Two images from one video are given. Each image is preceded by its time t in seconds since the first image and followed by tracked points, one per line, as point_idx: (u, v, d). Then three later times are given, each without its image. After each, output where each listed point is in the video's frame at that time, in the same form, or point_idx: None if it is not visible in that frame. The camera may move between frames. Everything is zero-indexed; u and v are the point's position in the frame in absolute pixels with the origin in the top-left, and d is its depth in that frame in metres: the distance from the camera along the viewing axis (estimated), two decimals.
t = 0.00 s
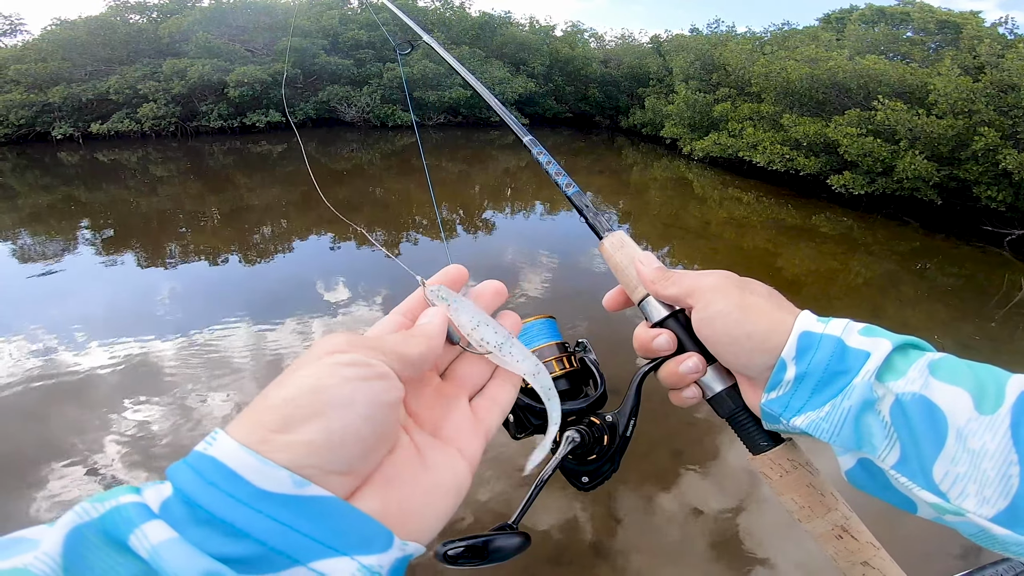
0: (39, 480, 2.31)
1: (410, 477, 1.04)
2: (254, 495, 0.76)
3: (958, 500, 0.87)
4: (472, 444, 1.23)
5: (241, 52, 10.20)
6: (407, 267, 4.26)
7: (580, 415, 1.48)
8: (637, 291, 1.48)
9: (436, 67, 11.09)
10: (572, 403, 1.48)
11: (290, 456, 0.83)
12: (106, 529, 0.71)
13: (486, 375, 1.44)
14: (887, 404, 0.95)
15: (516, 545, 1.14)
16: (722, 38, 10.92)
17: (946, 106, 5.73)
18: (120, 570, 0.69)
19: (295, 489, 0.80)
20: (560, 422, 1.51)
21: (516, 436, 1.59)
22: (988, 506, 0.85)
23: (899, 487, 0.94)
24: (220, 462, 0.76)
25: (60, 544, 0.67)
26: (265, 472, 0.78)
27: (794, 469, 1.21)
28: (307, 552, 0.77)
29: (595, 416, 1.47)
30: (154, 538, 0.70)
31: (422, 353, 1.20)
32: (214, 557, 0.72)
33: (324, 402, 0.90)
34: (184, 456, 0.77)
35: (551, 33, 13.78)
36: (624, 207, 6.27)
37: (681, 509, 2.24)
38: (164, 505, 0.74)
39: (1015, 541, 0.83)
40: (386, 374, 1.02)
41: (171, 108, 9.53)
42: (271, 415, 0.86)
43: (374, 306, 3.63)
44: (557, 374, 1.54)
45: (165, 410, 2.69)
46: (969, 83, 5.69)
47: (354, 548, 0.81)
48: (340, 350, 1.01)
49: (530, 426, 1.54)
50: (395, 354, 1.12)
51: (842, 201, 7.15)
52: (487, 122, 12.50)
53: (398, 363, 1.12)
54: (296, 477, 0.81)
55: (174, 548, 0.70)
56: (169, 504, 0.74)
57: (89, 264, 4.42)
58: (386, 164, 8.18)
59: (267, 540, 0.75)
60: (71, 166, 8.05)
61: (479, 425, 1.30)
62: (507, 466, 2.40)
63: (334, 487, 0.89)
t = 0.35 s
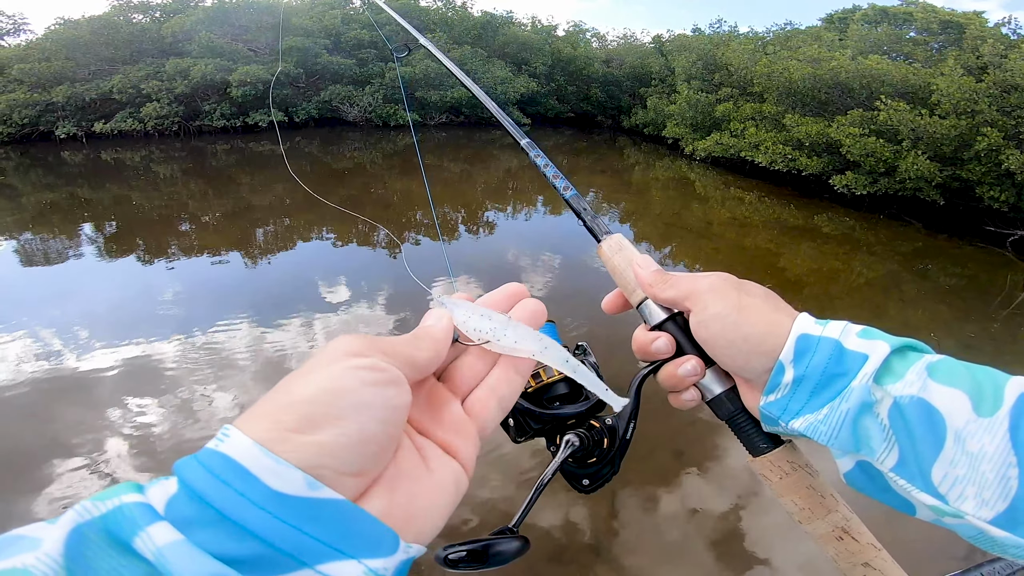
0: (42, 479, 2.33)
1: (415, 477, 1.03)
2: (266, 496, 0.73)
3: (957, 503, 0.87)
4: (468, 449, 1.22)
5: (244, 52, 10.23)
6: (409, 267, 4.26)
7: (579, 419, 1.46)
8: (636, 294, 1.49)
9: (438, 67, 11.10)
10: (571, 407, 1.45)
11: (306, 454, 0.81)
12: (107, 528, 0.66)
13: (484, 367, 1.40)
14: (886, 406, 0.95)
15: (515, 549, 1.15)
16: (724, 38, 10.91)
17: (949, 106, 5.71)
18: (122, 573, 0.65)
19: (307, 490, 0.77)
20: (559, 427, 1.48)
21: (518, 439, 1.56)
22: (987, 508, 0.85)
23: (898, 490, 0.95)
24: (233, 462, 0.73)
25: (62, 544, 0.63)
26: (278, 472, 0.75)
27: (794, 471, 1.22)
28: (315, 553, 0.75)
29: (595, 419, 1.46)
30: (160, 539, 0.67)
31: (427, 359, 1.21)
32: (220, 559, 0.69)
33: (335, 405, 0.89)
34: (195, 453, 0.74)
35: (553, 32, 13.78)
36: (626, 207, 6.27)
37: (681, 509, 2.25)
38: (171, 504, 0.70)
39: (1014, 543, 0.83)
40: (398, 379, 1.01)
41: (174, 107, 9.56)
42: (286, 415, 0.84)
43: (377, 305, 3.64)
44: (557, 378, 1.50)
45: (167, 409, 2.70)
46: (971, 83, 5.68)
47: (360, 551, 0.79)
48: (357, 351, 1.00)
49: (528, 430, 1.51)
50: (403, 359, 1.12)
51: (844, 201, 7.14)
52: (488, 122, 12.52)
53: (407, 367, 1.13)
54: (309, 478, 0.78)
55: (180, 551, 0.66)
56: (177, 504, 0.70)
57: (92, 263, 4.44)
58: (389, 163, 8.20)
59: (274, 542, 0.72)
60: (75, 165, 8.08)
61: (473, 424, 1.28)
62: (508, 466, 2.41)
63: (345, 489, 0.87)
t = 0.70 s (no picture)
0: (41, 478, 2.33)
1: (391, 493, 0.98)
2: (283, 506, 0.66)
3: (960, 505, 0.87)
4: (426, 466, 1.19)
5: (245, 51, 10.23)
6: (409, 266, 4.27)
7: (579, 421, 1.44)
8: (637, 296, 1.49)
9: (438, 67, 11.12)
10: (573, 409, 1.44)
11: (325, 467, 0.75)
12: (112, 535, 0.59)
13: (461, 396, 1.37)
14: (888, 410, 0.95)
15: (517, 551, 1.14)
16: (725, 39, 10.92)
17: (949, 107, 5.72)
18: None
19: (327, 506, 0.70)
20: (559, 429, 1.46)
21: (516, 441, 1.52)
22: (989, 511, 0.85)
23: (900, 492, 0.93)
24: (253, 468, 0.66)
25: (61, 551, 0.56)
26: (303, 488, 0.68)
27: (796, 474, 1.22)
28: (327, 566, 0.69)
29: (594, 421, 1.46)
30: (178, 554, 0.60)
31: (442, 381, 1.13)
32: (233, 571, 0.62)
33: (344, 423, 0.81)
34: (203, 448, 0.66)
35: (554, 33, 13.79)
36: (627, 207, 6.27)
37: (682, 510, 2.25)
38: (181, 510, 0.62)
39: (1016, 546, 0.83)
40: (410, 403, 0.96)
41: (175, 107, 9.57)
42: (311, 424, 0.76)
43: (378, 306, 3.64)
44: (557, 381, 1.47)
45: (166, 408, 2.70)
46: (972, 84, 5.69)
47: (368, 562, 0.74)
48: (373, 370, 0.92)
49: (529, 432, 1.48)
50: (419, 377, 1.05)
51: (845, 202, 7.15)
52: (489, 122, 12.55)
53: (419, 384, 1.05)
54: (328, 494, 0.71)
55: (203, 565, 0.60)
56: (187, 507, 0.62)
57: (93, 262, 4.44)
58: (389, 163, 8.21)
59: (286, 551, 0.66)
60: (76, 164, 8.09)
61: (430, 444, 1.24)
62: (510, 467, 2.41)
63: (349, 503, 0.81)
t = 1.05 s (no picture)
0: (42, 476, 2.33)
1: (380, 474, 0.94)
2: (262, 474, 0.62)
3: (951, 507, 0.87)
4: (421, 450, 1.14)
5: (246, 49, 10.22)
6: (409, 265, 4.25)
7: (574, 424, 1.45)
8: (630, 299, 1.50)
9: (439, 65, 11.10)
10: (567, 413, 1.44)
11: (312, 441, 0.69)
12: (85, 509, 0.55)
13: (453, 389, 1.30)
14: (879, 411, 0.95)
15: (511, 556, 1.15)
16: (727, 37, 10.89)
17: (951, 107, 5.70)
18: (99, 562, 0.55)
19: (308, 478, 0.66)
20: (554, 433, 1.46)
21: (513, 446, 1.54)
22: (980, 514, 0.85)
23: (891, 494, 0.93)
24: (234, 438, 0.61)
25: (32, 527, 0.53)
26: (282, 459, 0.64)
27: (788, 475, 1.23)
28: (306, 540, 0.66)
29: (588, 424, 1.46)
30: (147, 527, 0.56)
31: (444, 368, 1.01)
32: (209, 544, 0.59)
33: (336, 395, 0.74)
34: (185, 423, 0.61)
35: (555, 31, 13.76)
36: (628, 206, 6.25)
37: (681, 509, 2.24)
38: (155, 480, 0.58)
39: (1009, 548, 0.82)
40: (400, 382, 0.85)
41: (176, 104, 9.57)
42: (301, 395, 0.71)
43: (377, 303, 3.63)
44: (552, 384, 1.49)
45: (168, 406, 2.70)
46: (974, 84, 5.66)
47: (351, 537, 0.70)
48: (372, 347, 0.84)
49: (525, 436, 1.49)
50: (416, 363, 0.93)
51: (846, 201, 7.13)
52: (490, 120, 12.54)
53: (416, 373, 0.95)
54: (311, 466, 0.67)
55: (173, 539, 0.56)
56: (162, 478, 0.58)
57: (94, 259, 4.44)
58: (390, 161, 8.20)
59: (268, 525, 0.63)
60: (77, 162, 8.09)
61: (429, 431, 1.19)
62: (509, 466, 2.41)
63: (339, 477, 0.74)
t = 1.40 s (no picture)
0: (46, 471, 2.34)
1: (422, 472, 0.96)
2: (297, 480, 0.63)
3: (947, 501, 0.86)
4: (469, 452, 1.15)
5: (251, 46, 10.22)
6: (412, 261, 4.25)
7: (571, 419, 1.42)
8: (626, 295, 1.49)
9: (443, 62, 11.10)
10: (564, 408, 1.42)
11: (345, 442, 0.72)
12: (129, 522, 0.58)
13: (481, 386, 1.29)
14: (876, 405, 0.94)
15: (511, 551, 1.15)
16: (731, 35, 10.85)
17: (958, 105, 5.67)
18: (144, 572, 0.56)
19: (344, 480, 0.68)
20: (551, 428, 1.44)
21: (509, 441, 1.52)
22: (977, 507, 0.84)
23: (888, 488, 0.93)
24: (267, 445, 0.63)
25: (79, 540, 0.55)
26: (316, 460, 0.66)
27: (786, 470, 1.22)
28: (349, 548, 0.66)
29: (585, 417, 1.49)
30: (187, 536, 0.58)
31: (467, 349, 1.02)
32: (248, 554, 0.60)
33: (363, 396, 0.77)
34: (224, 438, 0.64)
35: (559, 28, 13.73)
36: (631, 203, 6.24)
37: (684, 506, 2.24)
38: (196, 491, 0.60)
39: (1007, 542, 0.82)
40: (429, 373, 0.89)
41: (181, 101, 9.59)
42: (330, 399, 0.74)
43: (381, 299, 3.64)
44: (549, 380, 1.44)
45: (171, 401, 2.71)
46: (981, 82, 5.62)
47: (395, 543, 0.70)
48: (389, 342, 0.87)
49: (522, 432, 1.45)
50: (436, 355, 0.94)
51: (851, 199, 7.10)
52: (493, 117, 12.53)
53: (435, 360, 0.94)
54: (344, 466, 0.69)
55: (213, 547, 0.58)
56: (204, 489, 0.60)
57: (98, 255, 4.46)
58: (394, 158, 8.20)
59: (309, 532, 0.63)
60: (82, 158, 8.13)
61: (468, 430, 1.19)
62: (511, 462, 2.41)
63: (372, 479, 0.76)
